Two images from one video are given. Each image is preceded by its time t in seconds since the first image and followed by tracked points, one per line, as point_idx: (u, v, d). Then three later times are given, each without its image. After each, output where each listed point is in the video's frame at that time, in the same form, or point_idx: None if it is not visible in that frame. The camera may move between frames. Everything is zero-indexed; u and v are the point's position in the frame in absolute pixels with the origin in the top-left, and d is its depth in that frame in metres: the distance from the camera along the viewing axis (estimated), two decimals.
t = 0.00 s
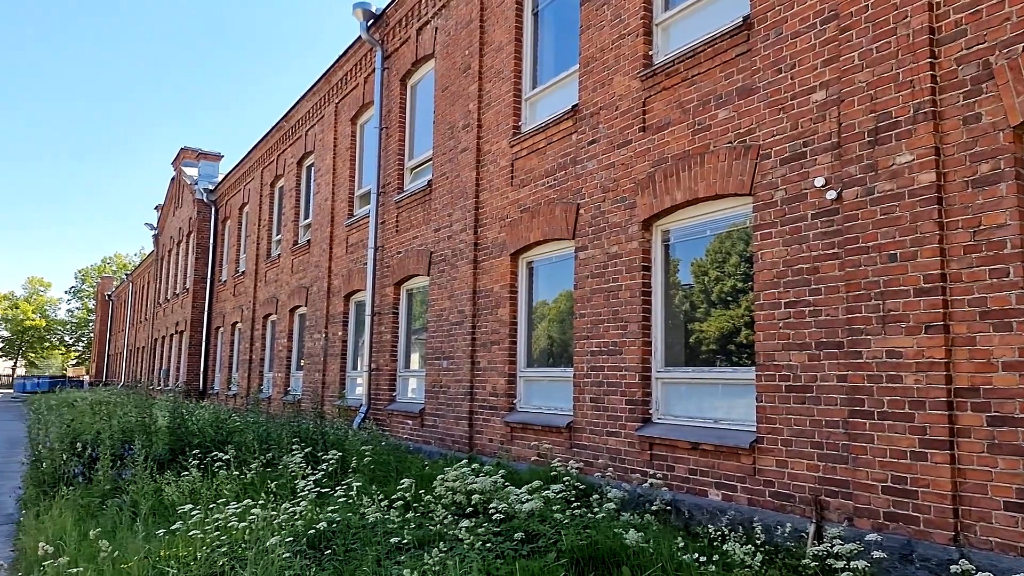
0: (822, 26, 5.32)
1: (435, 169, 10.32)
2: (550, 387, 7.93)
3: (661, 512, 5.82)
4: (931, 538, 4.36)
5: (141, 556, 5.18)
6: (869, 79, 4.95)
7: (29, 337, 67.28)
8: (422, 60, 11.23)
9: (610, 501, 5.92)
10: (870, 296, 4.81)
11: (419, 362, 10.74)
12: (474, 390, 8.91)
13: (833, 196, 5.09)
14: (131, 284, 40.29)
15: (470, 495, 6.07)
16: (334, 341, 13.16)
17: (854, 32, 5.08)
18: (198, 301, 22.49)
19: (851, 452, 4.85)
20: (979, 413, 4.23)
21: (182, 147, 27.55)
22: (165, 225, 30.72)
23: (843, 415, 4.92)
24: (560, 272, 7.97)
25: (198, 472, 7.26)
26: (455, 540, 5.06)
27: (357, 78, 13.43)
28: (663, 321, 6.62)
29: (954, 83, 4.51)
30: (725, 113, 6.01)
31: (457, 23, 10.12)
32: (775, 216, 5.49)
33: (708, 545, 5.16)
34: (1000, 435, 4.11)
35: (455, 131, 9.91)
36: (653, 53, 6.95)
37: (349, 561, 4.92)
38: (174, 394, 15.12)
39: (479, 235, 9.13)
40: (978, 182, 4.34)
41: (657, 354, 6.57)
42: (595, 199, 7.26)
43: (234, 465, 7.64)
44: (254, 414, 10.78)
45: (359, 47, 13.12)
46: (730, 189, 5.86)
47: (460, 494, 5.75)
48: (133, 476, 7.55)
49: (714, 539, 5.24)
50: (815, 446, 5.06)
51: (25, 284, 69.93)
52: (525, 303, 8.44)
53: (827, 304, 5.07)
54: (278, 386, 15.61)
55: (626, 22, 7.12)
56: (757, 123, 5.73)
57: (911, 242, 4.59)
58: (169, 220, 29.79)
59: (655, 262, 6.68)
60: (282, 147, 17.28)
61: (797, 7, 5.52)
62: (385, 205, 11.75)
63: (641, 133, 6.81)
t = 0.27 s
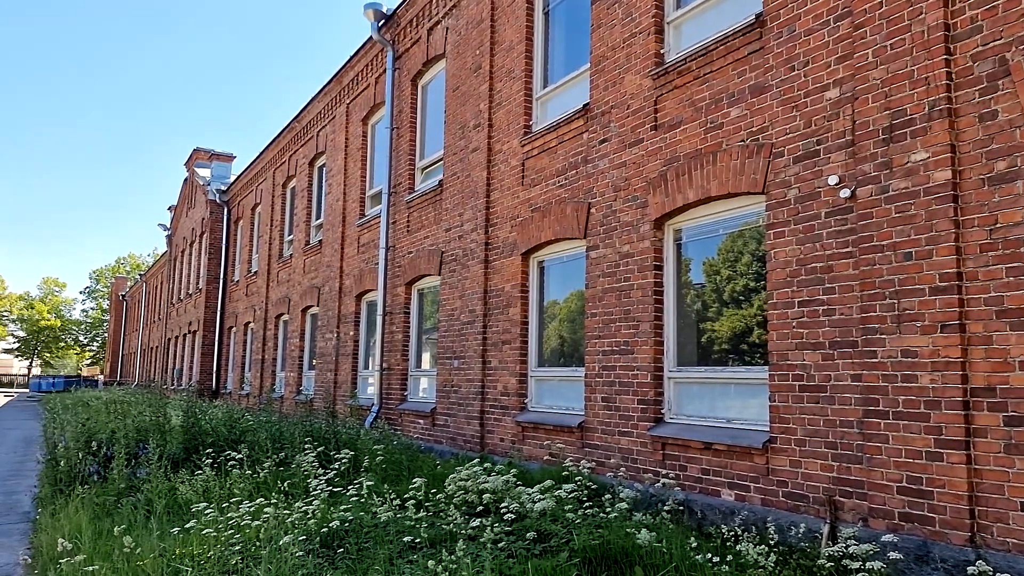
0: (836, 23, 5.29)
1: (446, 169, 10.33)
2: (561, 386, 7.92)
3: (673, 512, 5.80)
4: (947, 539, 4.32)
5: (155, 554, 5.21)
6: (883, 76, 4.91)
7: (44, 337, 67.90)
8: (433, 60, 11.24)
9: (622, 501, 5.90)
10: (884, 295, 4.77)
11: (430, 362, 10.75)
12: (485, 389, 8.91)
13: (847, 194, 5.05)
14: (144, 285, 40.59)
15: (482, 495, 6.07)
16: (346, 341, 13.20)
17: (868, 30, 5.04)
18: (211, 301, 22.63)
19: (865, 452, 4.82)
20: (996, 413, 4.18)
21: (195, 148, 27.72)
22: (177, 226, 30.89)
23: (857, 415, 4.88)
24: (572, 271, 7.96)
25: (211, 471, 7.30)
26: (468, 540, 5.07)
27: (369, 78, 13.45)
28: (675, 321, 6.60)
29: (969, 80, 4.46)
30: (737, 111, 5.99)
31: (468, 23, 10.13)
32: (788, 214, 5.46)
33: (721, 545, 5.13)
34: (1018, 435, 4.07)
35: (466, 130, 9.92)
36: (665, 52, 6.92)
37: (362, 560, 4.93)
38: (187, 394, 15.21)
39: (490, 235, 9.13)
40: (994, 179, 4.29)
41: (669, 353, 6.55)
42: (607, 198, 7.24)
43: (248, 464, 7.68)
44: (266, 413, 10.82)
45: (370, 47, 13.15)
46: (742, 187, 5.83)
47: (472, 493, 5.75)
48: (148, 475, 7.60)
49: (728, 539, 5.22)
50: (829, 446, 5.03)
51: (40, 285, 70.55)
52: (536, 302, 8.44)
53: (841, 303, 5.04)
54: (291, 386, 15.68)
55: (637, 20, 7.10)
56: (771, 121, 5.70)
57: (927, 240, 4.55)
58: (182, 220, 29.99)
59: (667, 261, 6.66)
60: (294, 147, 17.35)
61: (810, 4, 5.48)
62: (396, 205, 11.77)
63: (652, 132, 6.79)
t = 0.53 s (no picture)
0: (849, 21, 5.25)
1: (457, 169, 10.33)
2: (573, 386, 7.90)
3: (686, 513, 5.78)
4: (963, 540, 4.28)
5: (170, 553, 5.24)
6: (897, 74, 4.87)
7: (59, 337, 68.51)
8: (444, 60, 11.25)
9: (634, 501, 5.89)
10: (899, 295, 4.73)
11: (441, 362, 10.76)
12: (496, 390, 8.91)
13: (861, 193, 5.02)
14: (157, 286, 40.87)
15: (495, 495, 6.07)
16: (358, 341, 13.24)
17: (882, 27, 5.00)
18: (224, 302, 22.76)
19: (880, 452, 4.78)
20: (1013, 413, 4.14)
21: (207, 149, 27.89)
22: (190, 227, 31.08)
23: (872, 415, 4.85)
24: (583, 271, 7.94)
25: (225, 470, 7.34)
26: (480, 540, 5.07)
27: (380, 79, 13.48)
28: (687, 321, 6.57)
29: (985, 77, 4.42)
30: (750, 110, 5.96)
31: (479, 23, 10.13)
32: (802, 213, 5.43)
33: (734, 546, 5.12)
34: None
35: (477, 131, 9.92)
36: (676, 51, 6.90)
37: (375, 560, 4.94)
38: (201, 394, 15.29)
39: (501, 235, 9.13)
40: (1011, 177, 4.25)
41: (681, 353, 6.52)
42: (618, 198, 7.22)
43: (261, 464, 7.71)
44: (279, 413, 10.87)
45: (381, 48, 13.17)
46: (755, 186, 5.81)
47: (484, 493, 5.75)
48: (162, 474, 7.65)
49: (741, 540, 5.19)
50: (843, 447, 4.99)
51: (55, 286, 71.16)
52: (547, 302, 8.43)
53: (855, 302, 5.00)
54: (303, 386, 15.74)
55: (648, 19, 7.08)
56: (783, 120, 5.67)
57: (942, 239, 4.52)
58: (194, 222, 30.17)
59: (679, 260, 6.64)
60: (306, 148, 17.41)
61: (823, 1, 5.45)
62: (407, 205, 11.79)
63: (664, 131, 6.76)
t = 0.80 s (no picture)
0: (863, 18, 5.22)
1: (468, 169, 10.34)
2: (584, 386, 7.89)
3: (698, 513, 5.76)
4: (980, 541, 4.25)
5: (184, 551, 5.27)
6: (912, 71, 4.84)
7: (73, 337, 69.10)
8: (455, 60, 11.25)
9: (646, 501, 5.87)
10: (914, 294, 4.70)
11: (452, 362, 10.77)
12: (508, 389, 8.91)
13: (875, 191, 4.98)
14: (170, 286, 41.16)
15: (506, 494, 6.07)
16: (369, 340, 13.27)
17: (897, 24, 4.96)
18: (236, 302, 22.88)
19: (895, 453, 4.75)
20: None
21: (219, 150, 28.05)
22: (203, 227, 31.27)
23: (887, 416, 4.81)
24: (594, 270, 7.92)
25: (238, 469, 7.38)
26: (492, 539, 5.07)
27: (391, 79, 13.51)
28: (699, 320, 6.55)
29: (1002, 74, 4.38)
30: (762, 108, 5.93)
31: (490, 23, 10.13)
32: (815, 212, 5.40)
33: (747, 546, 5.09)
34: None
35: (488, 130, 9.92)
36: (688, 49, 6.88)
37: (387, 559, 4.95)
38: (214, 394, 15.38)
39: (512, 235, 9.13)
40: None
41: (693, 353, 6.50)
42: (630, 197, 7.21)
43: (274, 463, 7.75)
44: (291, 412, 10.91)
45: (392, 48, 13.20)
46: (767, 185, 5.78)
47: (496, 493, 5.75)
48: (176, 473, 7.70)
49: (754, 540, 5.17)
50: (858, 447, 4.96)
51: (69, 286, 71.75)
52: (558, 302, 8.41)
53: (870, 301, 4.97)
54: (315, 386, 15.80)
55: (660, 18, 7.06)
56: (796, 118, 5.64)
57: (958, 237, 4.48)
58: (207, 222, 30.35)
59: (691, 260, 6.61)
60: (317, 149, 17.47)
61: None
62: (418, 205, 11.81)
63: (675, 130, 6.74)
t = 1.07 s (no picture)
0: (876, 15, 5.18)
1: (478, 169, 10.34)
2: (594, 386, 7.87)
3: (710, 513, 5.73)
4: (996, 543, 4.21)
5: (198, 550, 5.30)
6: (925, 69, 4.80)
7: (87, 337, 69.65)
8: (465, 61, 11.25)
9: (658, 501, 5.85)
10: (928, 293, 4.66)
11: (463, 362, 10.78)
12: (518, 389, 8.90)
13: (889, 189, 4.94)
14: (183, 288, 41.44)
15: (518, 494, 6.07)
16: (380, 341, 13.29)
17: (910, 21, 4.93)
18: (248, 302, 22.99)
19: (909, 453, 4.71)
20: None
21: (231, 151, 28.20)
22: (214, 228, 31.44)
23: (901, 416, 4.78)
24: (605, 270, 7.91)
25: (250, 469, 7.41)
26: (504, 539, 5.06)
27: (401, 80, 13.53)
28: (711, 320, 6.52)
29: (1017, 71, 4.34)
30: (774, 107, 5.89)
31: (500, 23, 10.13)
32: (828, 211, 5.36)
33: (760, 547, 5.07)
34: None
35: (498, 130, 9.92)
36: (699, 48, 6.85)
37: (399, 559, 4.96)
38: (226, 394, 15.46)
39: (522, 235, 9.12)
40: None
41: (705, 353, 6.47)
42: (641, 196, 7.18)
43: (286, 463, 7.78)
44: (302, 412, 10.94)
45: (402, 49, 13.22)
46: (779, 184, 5.74)
47: (507, 492, 5.75)
48: (189, 473, 7.75)
49: (767, 541, 5.14)
50: (872, 448, 4.93)
51: (82, 286, 72.30)
52: (569, 302, 8.40)
53: (883, 301, 4.93)
54: (326, 385, 15.85)
55: (671, 17, 7.03)
56: (809, 116, 5.61)
57: (972, 236, 4.44)
58: (218, 223, 30.50)
59: (702, 259, 6.59)
60: (328, 150, 17.52)
61: None
62: (428, 205, 11.82)
63: (687, 129, 6.72)
